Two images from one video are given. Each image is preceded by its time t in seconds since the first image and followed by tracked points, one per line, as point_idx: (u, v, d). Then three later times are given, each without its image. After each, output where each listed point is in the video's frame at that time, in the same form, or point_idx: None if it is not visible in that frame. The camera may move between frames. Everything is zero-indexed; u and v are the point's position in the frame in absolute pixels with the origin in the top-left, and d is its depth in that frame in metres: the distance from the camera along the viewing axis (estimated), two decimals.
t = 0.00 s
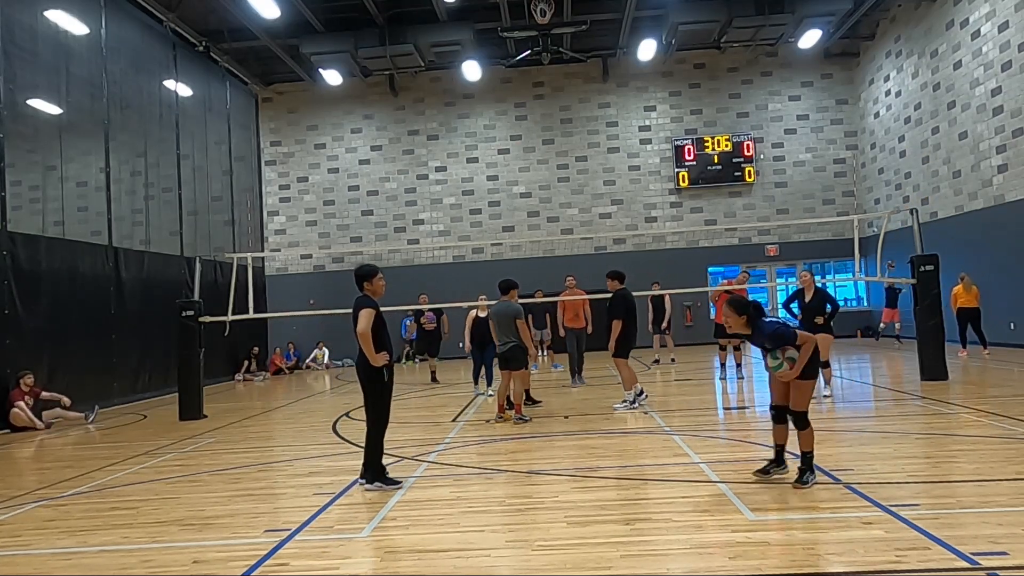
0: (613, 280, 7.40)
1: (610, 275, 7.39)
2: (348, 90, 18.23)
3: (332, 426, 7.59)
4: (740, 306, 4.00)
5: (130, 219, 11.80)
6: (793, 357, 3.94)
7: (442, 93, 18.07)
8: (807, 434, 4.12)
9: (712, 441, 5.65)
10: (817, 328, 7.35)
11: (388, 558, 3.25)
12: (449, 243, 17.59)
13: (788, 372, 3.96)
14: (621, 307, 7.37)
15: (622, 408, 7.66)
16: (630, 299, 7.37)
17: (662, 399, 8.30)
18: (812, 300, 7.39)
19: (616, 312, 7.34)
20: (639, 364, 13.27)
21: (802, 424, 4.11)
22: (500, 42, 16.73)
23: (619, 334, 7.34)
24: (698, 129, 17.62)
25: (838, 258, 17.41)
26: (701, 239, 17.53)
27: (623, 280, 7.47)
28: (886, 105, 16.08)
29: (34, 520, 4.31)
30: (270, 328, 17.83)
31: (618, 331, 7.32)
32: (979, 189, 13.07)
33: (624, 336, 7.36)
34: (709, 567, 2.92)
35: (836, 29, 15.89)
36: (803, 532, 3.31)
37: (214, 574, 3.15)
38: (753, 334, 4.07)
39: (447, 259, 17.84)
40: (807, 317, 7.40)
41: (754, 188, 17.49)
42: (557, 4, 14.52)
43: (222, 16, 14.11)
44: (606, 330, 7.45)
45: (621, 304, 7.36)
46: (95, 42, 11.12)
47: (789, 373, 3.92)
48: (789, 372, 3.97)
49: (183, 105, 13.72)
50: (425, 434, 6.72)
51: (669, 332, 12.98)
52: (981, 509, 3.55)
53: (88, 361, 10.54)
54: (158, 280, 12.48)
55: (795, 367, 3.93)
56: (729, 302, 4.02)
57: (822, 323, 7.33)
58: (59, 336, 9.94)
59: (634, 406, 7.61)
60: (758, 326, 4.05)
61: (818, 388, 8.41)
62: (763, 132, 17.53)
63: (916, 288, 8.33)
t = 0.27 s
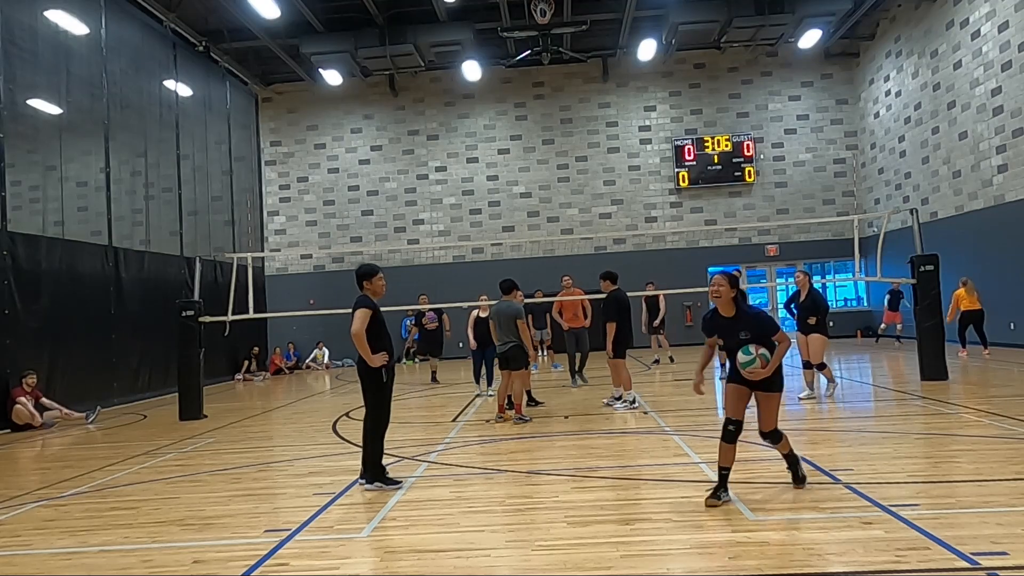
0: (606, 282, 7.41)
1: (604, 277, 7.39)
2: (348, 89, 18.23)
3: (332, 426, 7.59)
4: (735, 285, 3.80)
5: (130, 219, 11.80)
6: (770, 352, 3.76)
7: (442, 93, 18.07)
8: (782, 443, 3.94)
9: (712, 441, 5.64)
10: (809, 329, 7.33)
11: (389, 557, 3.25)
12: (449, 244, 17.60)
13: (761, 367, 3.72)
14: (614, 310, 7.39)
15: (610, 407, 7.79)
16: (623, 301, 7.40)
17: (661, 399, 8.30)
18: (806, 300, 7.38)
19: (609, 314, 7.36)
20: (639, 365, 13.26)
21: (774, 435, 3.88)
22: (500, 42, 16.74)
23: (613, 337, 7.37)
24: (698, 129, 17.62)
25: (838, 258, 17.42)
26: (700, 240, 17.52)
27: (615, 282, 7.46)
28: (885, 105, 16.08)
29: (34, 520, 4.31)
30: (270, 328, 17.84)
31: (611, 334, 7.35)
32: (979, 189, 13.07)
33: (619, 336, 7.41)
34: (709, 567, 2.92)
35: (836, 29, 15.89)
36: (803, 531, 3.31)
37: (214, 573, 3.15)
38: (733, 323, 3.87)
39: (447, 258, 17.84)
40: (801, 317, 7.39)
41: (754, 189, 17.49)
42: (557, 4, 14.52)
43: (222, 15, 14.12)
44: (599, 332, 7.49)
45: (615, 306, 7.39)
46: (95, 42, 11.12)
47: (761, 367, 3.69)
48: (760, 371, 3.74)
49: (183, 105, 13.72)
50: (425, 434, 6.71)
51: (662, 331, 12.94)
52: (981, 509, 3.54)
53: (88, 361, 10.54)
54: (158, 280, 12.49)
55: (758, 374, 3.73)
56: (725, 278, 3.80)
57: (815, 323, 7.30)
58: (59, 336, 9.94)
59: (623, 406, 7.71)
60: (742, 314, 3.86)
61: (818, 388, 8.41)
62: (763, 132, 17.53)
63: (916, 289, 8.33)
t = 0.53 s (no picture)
0: (599, 283, 7.40)
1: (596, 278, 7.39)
2: (348, 89, 18.23)
3: (332, 426, 7.59)
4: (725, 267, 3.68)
5: (130, 219, 11.81)
6: (761, 338, 3.55)
7: (442, 93, 18.07)
8: (743, 451, 3.47)
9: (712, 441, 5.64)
10: (802, 329, 7.32)
11: (389, 557, 3.25)
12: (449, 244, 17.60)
13: (760, 352, 3.43)
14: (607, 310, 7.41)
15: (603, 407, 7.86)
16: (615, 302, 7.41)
17: (661, 399, 8.30)
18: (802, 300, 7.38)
19: (602, 315, 7.38)
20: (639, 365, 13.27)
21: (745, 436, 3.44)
22: (500, 41, 16.74)
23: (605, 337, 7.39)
24: (698, 129, 17.62)
25: (838, 258, 17.42)
26: (700, 240, 17.52)
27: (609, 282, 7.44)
28: (885, 105, 16.08)
29: (34, 520, 4.31)
30: (270, 328, 17.85)
31: (603, 334, 7.38)
32: (979, 189, 13.07)
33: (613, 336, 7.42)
34: (709, 567, 2.92)
35: (836, 29, 15.89)
36: (803, 531, 3.31)
37: (214, 574, 3.15)
38: (721, 310, 3.68)
39: (447, 258, 17.84)
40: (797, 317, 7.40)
41: (754, 189, 17.49)
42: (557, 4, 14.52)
43: (222, 15, 14.12)
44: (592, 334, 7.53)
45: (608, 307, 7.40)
46: (95, 42, 11.12)
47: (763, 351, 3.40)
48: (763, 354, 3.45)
49: (183, 105, 13.72)
50: (425, 435, 6.71)
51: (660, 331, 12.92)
52: (981, 509, 3.55)
53: (88, 361, 10.54)
54: (158, 280, 12.49)
55: (760, 361, 3.42)
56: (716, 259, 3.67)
57: (807, 324, 7.29)
58: (59, 336, 9.94)
59: (616, 407, 7.73)
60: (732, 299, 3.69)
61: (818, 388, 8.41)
62: (763, 132, 17.53)
63: (916, 289, 8.33)
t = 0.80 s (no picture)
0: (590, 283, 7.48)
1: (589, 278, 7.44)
2: (348, 89, 18.22)
3: (332, 426, 7.59)
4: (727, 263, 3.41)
5: (130, 219, 11.80)
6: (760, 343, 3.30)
7: (442, 93, 18.07)
8: (736, 472, 3.23)
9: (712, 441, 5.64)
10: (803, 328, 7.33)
11: (389, 557, 3.25)
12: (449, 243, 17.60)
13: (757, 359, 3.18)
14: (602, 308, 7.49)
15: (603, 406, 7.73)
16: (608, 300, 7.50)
17: (661, 399, 8.30)
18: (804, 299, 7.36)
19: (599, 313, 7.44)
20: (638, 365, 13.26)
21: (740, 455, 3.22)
22: (500, 42, 16.74)
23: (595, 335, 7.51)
24: (698, 129, 17.62)
25: (838, 258, 17.42)
26: (700, 240, 17.52)
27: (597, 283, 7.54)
28: (885, 105, 16.08)
29: (34, 520, 4.31)
30: (270, 328, 17.84)
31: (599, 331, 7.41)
32: (979, 189, 13.07)
33: (608, 334, 7.49)
34: (708, 568, 2.92)
35: (836, 29, 15.89)
36: (803, 531, 3.31)
37: (214, 574, 3.15)
38: (721, 308, 3.42)
39: (447, 258, 17.84)
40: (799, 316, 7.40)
41: (754, 188, 17.49)
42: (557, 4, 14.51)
43: (222, 15, 14.13)
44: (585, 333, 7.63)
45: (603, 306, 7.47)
46: (95, 42, 11.12)
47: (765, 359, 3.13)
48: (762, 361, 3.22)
49: (183, 105, 13.72)
50: (425, 435, 6.71)
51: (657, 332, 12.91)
52: (981, 509, 3.54)
53: (88, 361, 10.54)
54: (158, 280, 12.49)
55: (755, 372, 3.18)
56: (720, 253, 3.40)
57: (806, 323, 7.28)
58: (59, 336, 9.94)
59: (614, 406, 7.64)
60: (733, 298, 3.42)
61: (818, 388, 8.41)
62: (763, 132, 17.53)
63: (916, 289, 8.32)
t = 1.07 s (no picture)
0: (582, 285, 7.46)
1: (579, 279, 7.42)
2: (348, 89, 18.22)
3: (332, 426, 7.59)
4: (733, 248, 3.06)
5: (130, 219, 11.80)
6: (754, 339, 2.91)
7: (442, 93, 18.07)
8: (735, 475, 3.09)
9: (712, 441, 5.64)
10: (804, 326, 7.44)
11: (389, 557, 3.25)
12: (449, 244, 17.60)
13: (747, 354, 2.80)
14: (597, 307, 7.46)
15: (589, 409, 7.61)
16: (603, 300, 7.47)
17: (661, 399, 8.30)
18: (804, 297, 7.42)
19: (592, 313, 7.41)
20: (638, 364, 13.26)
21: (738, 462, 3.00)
22: (500, 42, 16.74)
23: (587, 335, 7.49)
24: (698, 129, 17.62)
25: (838, 258, 17.42)
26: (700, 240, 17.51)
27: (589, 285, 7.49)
28: (885, 105, 16.08)
29: (34, 520, 4.30)
30: (270, 328, 17.84)
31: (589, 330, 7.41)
32: (979, 189, 13.07)
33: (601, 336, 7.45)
34: (708, 568, 2.92)
35: (836, 29, 15.89)
36: (803, 532, 3.31)
37: (213, 574, 3.15)
38: (724, 299, 3.08)
39: (447, 258, 17.84)
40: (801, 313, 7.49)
41: (754, 189, 17.49)
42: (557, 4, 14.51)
43: (222, 15, 14.13)
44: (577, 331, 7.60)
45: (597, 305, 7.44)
46: (95, 42, 11.11)
47: (750, 354, 2.77)
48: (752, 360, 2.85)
49: (183, 105, 13.72)
50: (425, 435, 6.72)
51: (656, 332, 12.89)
52: (981, 509, 3.54)
53: (88, 361, 10.55)
54: (158, 280, 12.48)
55: (740, 370, 2.80)
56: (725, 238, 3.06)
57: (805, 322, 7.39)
58: (59, 336, 9.94)
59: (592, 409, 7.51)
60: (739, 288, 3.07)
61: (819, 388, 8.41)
62: (763, 132, 17.53)
63: (916, 289, 8.32)
